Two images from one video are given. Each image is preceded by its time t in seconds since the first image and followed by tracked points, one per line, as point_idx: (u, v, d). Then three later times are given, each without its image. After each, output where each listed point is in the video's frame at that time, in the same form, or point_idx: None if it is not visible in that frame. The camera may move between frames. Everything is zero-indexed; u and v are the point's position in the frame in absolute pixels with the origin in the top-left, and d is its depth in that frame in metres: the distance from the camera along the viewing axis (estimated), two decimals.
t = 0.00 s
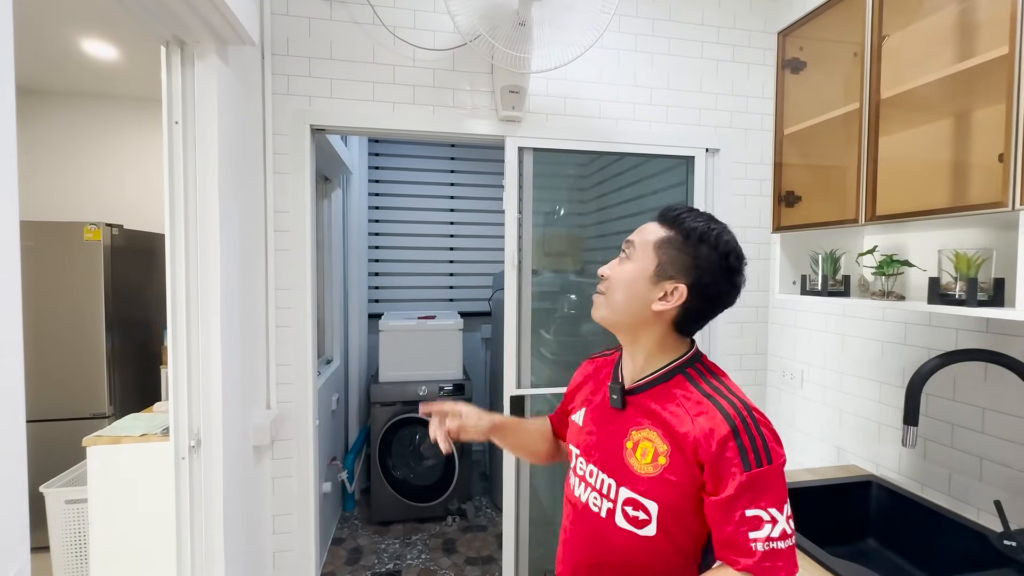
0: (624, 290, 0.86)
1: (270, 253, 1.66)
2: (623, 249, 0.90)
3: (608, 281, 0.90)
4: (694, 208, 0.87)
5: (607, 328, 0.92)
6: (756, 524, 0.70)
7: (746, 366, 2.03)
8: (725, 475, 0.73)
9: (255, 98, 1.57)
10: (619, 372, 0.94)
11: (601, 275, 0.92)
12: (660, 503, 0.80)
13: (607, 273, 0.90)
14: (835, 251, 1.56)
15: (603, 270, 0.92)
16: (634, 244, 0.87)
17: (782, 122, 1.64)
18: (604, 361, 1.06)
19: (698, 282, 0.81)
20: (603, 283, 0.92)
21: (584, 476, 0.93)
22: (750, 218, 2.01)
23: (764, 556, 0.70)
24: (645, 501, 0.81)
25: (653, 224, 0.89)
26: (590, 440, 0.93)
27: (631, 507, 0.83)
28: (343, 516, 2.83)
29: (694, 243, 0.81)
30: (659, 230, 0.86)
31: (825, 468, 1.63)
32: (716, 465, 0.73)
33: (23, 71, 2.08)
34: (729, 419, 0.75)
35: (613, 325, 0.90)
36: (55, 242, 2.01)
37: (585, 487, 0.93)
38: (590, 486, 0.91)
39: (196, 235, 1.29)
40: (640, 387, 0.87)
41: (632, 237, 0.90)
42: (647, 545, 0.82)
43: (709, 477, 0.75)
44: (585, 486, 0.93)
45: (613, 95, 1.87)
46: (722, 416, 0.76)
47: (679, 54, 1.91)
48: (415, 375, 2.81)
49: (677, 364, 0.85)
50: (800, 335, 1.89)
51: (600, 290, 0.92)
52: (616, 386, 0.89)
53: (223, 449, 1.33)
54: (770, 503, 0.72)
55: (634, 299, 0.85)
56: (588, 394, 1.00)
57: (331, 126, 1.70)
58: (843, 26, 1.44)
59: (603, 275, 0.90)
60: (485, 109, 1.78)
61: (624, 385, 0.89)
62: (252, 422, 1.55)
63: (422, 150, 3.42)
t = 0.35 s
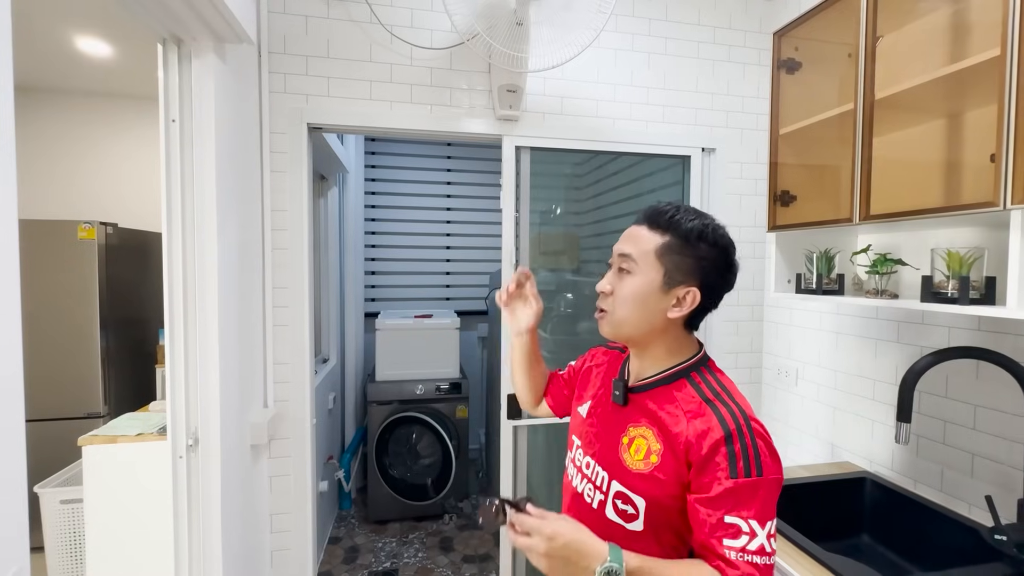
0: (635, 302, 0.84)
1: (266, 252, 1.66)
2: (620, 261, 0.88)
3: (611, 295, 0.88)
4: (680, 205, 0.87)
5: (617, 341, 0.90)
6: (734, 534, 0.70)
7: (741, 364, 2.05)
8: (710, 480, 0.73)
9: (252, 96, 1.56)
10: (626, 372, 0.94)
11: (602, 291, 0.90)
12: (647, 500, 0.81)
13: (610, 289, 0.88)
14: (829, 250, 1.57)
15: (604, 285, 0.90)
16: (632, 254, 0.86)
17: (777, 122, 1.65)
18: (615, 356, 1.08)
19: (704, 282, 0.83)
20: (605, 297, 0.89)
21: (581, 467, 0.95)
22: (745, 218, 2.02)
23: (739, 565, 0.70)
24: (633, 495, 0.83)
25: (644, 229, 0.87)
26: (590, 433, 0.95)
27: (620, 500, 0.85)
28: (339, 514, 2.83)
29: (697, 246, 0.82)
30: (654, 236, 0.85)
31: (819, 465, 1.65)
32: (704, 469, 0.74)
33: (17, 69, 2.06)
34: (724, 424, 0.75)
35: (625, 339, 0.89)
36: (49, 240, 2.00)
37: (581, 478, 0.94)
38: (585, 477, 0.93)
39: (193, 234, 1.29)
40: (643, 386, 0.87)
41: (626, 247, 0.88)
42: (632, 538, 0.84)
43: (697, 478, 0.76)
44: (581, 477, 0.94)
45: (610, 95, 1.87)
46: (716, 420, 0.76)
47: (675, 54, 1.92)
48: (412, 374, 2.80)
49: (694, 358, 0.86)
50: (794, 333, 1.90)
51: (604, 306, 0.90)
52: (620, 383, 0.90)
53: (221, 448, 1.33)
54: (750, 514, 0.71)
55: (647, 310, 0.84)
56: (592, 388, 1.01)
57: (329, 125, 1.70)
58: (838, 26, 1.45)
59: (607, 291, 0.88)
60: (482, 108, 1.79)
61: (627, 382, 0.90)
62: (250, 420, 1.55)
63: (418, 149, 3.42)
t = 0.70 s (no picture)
0: (661, 302, 0.83)
1: (261, 250, 1.65)
2: (639, 260, 0.84)
3: (632, 298, 0.83)
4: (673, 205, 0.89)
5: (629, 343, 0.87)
6: (751, 507, 0.71)
7: (736, 362, 2.06)
8: (723, 460, 0.75)
9: (246, 94, 1.56)
10: (620, 370, 0.94)
11: (620, 293, 0.84)
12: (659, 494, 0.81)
13: (631, 289, 0.83)
14: (823, 248, 1.58)
15: (621, 286, 0.84)
16: (651, 255, 0.83)
17: (771, 121, 1.66)
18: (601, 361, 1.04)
19: (709, 278, 0.89)
20: (621, 301, 0.84)
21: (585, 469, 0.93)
22: (740, 217, 2.03)
23: (763, 536, 0.70)
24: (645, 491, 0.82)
25: (650, 227, 0.86)
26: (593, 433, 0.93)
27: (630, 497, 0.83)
28: (335, 513, 2.82)
29: (705, 245, 0.86)
30: (665, 236, 0.85)
31: (813, 462, 1.66)
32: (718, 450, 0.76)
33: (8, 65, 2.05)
34: (731, 404, 0.78)
35: (641, 340, 0.85)
36: (41, 238, 1.98)
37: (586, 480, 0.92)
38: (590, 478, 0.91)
39: (187, 232, 1.29)
40: (645, 380, 0.88)
41: (642, 246, 0.85)
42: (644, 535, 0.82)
43: (710, 460, 0.77)
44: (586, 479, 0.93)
45: (605, 94, 1.88)
46: (724, 402, 0.79)
47: (670, 53, 1.93)
48: (407, 372, 2.80)
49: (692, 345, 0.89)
50: (789, 331, 1.92)
51: (622, 307, 0.84)
52: (622, 380, 0.89)
53: (216, 447, 1.32)
54: (763, 486, 0.73)
55: (671, 309, 0.84)
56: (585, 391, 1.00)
57: (324, 123, 1.69)
58: (832, 26, 1.46)
59: (629, 292, 0.83)
60: (478, 106, 1.79)
61: (629, 379, 0.90)
62: (245, 419, 1.54)
63: (414, 147, 3.41)
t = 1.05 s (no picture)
0: (671, 302, 0.84)
1: (257, 249, 1.65)
2: (645, 266, 0.84)
3: (647, 302, 0.83)
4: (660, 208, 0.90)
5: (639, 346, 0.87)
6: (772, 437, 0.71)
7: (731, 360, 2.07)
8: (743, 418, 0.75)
9: (242, 93, 1.56)
10: (618, 361, 0.91)
11: (633, 301, 0.83)
12: (691, 474, 0.80)
13: (644, 296, 0.83)
14: (816, 247, 1.59)
15: (634, 293, 0.83)
16: (656, 258, 0.84)
17: (765, 122, 1.67)
18: (591, 354, 0.97)
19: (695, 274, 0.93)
20: (636, 307, 0.83)
21: (598, 469, 0.87)
22: (734, 216, 2.05)
23: (795, 456, 0.71)
24: (675, 475, 0.80)
25: (648, 232, 0.86)
26: (604, 429, 0.88)
27: (661, 485, 0.81)
28: (332, 512, 2.82)
29: (694, 244, 0.90)
30: (662, 238, 0.86)
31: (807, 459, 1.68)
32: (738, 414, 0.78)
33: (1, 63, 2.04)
34: (731, 366, 0.83)
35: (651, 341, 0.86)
36: (34, 237, 1.97)
37: (601, 480, 0.86)
38: (608, 476, 0.86)
39: (183, 231, 1.29)
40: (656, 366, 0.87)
41: (645, 252, 0.85)
42: (680, 522, 0.80)
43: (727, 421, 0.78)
44: (601, 479, 0.86)
45: (601, 93, 1.88)
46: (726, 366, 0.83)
47: (664, 53, 1.94)
48: (403, 371, 2.80)
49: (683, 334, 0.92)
50: (782, 329, 1.93)
51: (636, 314, 0.83)
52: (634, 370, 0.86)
53: (212, 446, 1.32)
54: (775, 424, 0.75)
55: (677, 309, 0.86)
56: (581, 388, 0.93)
57: (320, 122, 1.69)
58: (825, 27, 1.47)
59: (643, 298, 0.82)
60: (474, 105, 1.79)
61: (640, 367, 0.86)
62: (241, 418, 1.55)
63: (410, 146, 3.41)
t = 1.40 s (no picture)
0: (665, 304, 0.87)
1: (253, 248, 1.65)
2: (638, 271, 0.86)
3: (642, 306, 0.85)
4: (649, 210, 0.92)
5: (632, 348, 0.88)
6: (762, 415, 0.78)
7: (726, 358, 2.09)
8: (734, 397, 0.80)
9: (237, 92, 1.56)
10: (608, 359, 0.92)
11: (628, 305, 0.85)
12: (685, 464, 0.84)
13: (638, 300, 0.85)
14: (810, 247, 1.60)
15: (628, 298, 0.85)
16: (649, 262, 0.86)
17: (759, 122, 1.68)
18: (580, 353, 0.97)
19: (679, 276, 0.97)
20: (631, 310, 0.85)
21: (595, 469, 0.87)
22: (729, 215, 2.06)
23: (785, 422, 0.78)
24: (671, 467, 0.83)
25: (639, 235, 0.88)
26: (599, 428, 0.88)
27: (658, 478, 0.83)
28: (329, 511, 2.83)
29: (681, 247, 0.93)
30: (654, 241, 0.88)
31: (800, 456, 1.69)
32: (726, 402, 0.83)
33: None
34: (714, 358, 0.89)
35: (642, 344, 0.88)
36: (28, 236, 1.96)
37: (597, 479, 0.86)
38: (604, 475, 0.86)
39: (180, 230, 1.29)
40: (646, 367, 0.89)
41: (637, 256, 0.87)
42: (677, 512, 0.83)
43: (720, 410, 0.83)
44: (597, 478, 0.87)
45: (597, 92, 1.89)
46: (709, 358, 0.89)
47: (660, 53, 1.94)
48: (400, 370, 2.81)
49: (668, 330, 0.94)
50: (776, 328, 1.95)
51: (630, 318, 0.85)
52: (627, 371, 0.87)
53: (208, 445, 1.33)
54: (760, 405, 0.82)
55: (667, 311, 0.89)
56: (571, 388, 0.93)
57: (316, 121, 1.69)
58: (819, 27, 1.48)
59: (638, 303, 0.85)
60: (470, 105, 1.79)
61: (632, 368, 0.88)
62: (238, 417, 1.55)
63: (407, 145, 3.41)
